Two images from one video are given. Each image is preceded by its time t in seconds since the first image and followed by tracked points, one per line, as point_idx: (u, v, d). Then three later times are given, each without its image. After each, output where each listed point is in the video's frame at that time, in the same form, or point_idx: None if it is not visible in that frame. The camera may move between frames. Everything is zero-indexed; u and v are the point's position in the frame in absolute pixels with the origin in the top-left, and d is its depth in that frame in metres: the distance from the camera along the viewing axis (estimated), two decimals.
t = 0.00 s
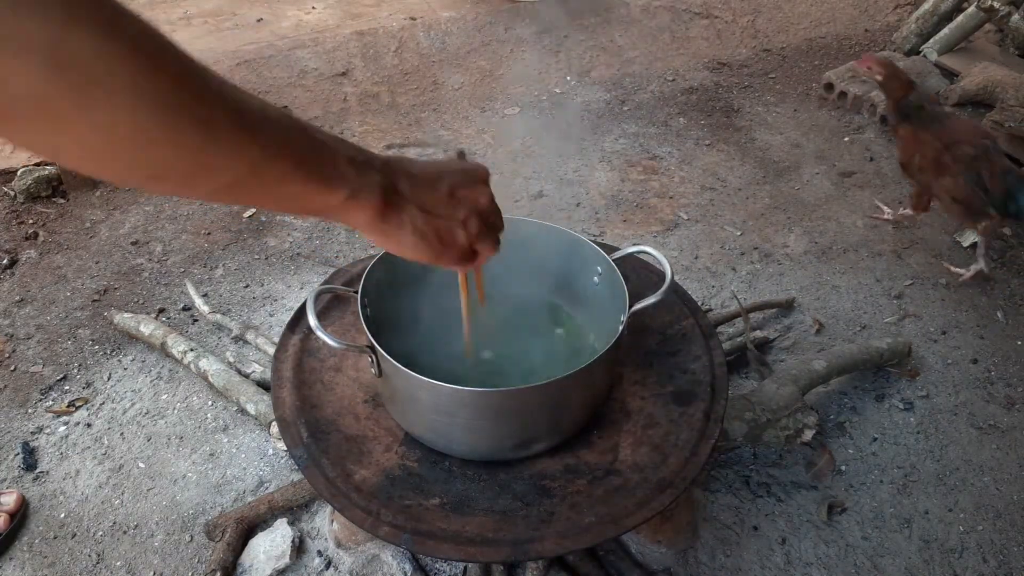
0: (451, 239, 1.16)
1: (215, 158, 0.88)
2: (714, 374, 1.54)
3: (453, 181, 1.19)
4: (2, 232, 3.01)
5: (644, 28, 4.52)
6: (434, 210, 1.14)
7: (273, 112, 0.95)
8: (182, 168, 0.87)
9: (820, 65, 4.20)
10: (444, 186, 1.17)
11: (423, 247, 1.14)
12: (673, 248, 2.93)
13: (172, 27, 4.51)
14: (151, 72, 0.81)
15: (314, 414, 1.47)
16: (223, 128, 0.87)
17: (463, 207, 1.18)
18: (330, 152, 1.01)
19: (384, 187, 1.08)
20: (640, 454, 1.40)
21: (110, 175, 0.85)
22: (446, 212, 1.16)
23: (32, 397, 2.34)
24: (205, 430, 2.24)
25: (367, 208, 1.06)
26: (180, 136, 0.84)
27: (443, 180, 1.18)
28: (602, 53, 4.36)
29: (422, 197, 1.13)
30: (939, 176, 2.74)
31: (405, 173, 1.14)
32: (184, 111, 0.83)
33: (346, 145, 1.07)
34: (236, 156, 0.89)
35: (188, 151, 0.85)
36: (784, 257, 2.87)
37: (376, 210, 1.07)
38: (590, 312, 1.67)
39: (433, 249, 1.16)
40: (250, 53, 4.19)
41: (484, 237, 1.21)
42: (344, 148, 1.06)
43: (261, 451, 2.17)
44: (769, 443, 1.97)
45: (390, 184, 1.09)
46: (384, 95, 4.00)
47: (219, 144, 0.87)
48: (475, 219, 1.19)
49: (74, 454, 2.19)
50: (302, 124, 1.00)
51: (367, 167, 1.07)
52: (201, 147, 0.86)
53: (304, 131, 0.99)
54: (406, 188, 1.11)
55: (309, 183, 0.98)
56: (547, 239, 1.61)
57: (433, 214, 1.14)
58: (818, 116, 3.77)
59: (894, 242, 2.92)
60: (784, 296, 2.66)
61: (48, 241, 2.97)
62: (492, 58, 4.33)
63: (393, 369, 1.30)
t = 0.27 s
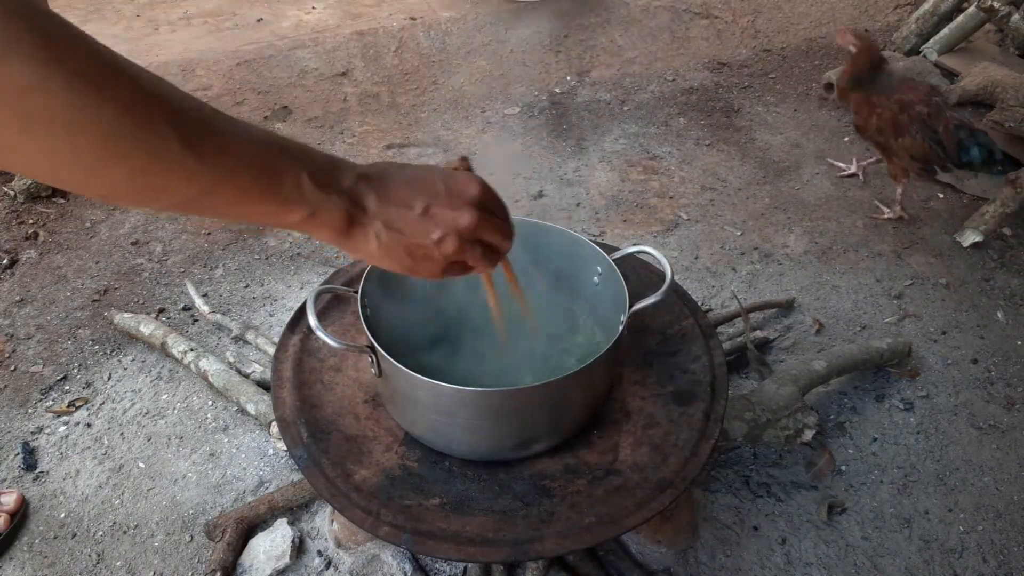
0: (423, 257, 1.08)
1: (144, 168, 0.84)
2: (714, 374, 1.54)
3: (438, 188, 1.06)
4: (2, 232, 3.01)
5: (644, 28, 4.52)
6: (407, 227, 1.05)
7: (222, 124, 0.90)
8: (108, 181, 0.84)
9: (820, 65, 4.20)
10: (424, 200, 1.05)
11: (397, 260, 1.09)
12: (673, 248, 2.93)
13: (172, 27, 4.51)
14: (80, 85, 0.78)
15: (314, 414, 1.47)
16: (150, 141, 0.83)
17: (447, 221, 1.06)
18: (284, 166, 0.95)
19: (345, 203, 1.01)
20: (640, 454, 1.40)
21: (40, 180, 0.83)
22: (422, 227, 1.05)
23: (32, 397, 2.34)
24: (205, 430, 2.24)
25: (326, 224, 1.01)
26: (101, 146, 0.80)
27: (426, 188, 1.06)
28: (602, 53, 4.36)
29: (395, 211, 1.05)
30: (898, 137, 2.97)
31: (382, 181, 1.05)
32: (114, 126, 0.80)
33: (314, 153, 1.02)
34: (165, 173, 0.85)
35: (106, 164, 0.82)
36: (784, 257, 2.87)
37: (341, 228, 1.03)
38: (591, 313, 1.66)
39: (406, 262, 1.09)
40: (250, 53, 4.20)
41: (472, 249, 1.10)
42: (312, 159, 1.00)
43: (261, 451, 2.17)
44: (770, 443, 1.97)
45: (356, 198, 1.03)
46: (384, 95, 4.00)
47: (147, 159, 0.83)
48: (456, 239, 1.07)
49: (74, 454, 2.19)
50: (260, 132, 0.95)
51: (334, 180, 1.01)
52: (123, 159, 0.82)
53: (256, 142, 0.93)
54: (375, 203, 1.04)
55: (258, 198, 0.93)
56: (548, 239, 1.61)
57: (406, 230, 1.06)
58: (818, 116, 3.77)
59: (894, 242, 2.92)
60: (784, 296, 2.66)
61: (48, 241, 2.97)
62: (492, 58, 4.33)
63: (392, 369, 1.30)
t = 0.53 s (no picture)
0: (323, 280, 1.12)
1: (55, 181, 0.91)
2: (714, 374, 1.54)
3: (343, 219, 1.12)
4: (2, 232, 3.01)
5: (644, 29, 4.52)
6: (307, 251, 1.10)
7: (133, 143, 0.98)
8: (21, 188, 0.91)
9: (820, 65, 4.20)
10: (327, 228, 1.11)
11: (298, 283, 1.13)
12: (673, 248, 2.93)
13: (172, 27, 4.51)
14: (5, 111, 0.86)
15: (314, 414, 1.47)
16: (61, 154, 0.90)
17: (348, 250, 1.11)
18: (188, 184, 1.01)
19: (245, 224, 1.06)
20: (640, 454, 1.40)
21: None
22: (322, 254, 1.10)
23: (32, 397, 2.34)
24: (205, 430, 2.24)
25: (221, 242, 1.05)
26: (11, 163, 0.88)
27: (331, 218, 1.12)
28: (602, 53, 4.36)
29: (299, 236, 1.10)
30: (859, 98, 3.30)
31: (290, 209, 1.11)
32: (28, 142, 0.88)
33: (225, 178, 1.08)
34: (68, 186, 0.92)
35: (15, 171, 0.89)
36: (784, 257, 2.87)
37: (241, 248, 1.07)
38: (590, 312, 1.67)
39: (304, 286, 1.14)
40: (250, 53, 4.21)
41: (372, 280, 1.14)
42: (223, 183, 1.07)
43: (261, 452, 2.17)
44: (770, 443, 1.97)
45: (259, 221, 1.08)
46: (384, 95, 4.00)
47: (51, 177, 0.91)
48: (355, 267, 1.12)
49: (74, 454, 2.19)
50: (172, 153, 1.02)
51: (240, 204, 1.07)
52: (33, 168, 0.89)
53: (164, 161, 1.00)
54: (278, 227, 1.09)
55: (162, 218, 1.00)
56: (546, 240, 1.60)
57: (308, 254, 1.10)
58: (818, 116, 3.77)
59: (894, 242, 2.93)
60: (784, 296, 2.66)
61: (48, 241, 2.97)
62: (492, 58, 4.33)
63: (392, 368, 1.30)
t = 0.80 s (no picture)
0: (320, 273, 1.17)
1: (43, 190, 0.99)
2: (714, 374, 1.54)
3: (337, 211, 1.16)
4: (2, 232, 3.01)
5: (644, 28, 4.52)
6: (303, 246, 1.15)
7: (126, 156, 1.05)
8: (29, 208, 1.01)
9: (820, 65, 4.20)
10: (324, 222, 1.15)
11: (296, 277, 1.18)
12: (673, 248, 2.93)
13: (172, 27, 4.51)
14: None
15: (314, 414, 1.47)
16: (54, 170, 0.98)
17: (343, 242, 1.15)
18: (183, 191, 1.09)
19: (240, 224, 1.12)
20: (640, 454, 1.40)
21: None
22: (317, 248, 1.15)
23: (32, 396, 2.34)
24: (204, 430, 2.24)
25: (223, 244, 1.12)
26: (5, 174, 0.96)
27: (324, 212, 1.15)
28: (602, 53, 4.36)
29: (292, 231, 1.15)
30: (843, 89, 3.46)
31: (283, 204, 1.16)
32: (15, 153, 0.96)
33: (223, 183, 1.15)
34: (69, 202, 1.01)
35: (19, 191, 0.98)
36: (784, 257, 2.87)
37: (237, 245, 1.13)
38: (590, 311, 1.67)
39: (307, 280, 1.19)
40: (250, 53, 4.21)
41: (372, 269, 1.18)
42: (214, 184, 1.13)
43: (261, 451, 2.17)
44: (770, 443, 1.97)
45: (253, 219, 1.14)
46: (384, 95, 4.00)
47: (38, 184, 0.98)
48: (350, 258, 1.15)
49: (74, 454, 2.19)
50: (168, 163, 1.10)
51: (232, 203, 1.13)
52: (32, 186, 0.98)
53: (156, 171, 1.07)
54: (271, 224, 1.14)
55: (155, 218, 1.07)
56: (545, 239, 1.60)
57: (303, 249, 1.15)
58: (818, 116, 3.77)
59: (894, 242, 2.93)
60: (784, 296, 2.66)
61: (48, 241, 2.97)
62: (492, 58, 4.33)
63: (392, 368, 1.30)
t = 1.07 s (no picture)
0: (347, 301, 1.17)
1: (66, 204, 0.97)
2: (714, 374, 1.54)
3: (361, 239, 1.17)
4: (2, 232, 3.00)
5: (644, 28, 4.52)
6: (331, 276, 1.15)
7: (155, 178, 1.04)
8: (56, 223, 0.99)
9: (820, 65, 4.20)
10: (347, 250, 1.15)
11: (321, 307, 1.17)
12: (673, 248, 2.93)
13: (172, 27, 4.51)
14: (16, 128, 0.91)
15: (314, 414, 1.47)
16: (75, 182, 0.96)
17: (369, 269, 1.15)
18: (215, 222, 1.08)
19: (269, 253, 1.12)
20: (640, 454, 1.40)
21: None
22: (344, 276, 1.15)
23: (32, 396, 2.33)
24: (204, 430, 2.24)
25: (251, 274, 1.11)
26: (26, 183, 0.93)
27: (348, 240, 1.16)
28: (602, 53, 4.36)
29: (320, 260, 1.14)
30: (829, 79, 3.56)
31: (309, 234, 1.16)
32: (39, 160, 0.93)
33: (249, 213, 1.15)
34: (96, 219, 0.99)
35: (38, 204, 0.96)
36: (784, 257, 2.87)
37: (266, 276, 1.12)
38: (590, 312, 1.67)
39: (330, 310, 1.18)
40: (249, 52, 4.21)
41: (397, 296, 1.18)
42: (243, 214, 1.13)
43: (261, 451, 2.17)
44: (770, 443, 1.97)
45: (282, 250, 1.13)
46: (383, 94, 4.00)
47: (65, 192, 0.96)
48: (376, 284, 1.15)
49: (74, 454, 2.19)
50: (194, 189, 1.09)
51: (261, 233, 1.13)
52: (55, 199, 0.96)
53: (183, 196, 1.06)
54: (299, 254, 1.14)
55: (181, 244, 1.05)
56: (546, 240, 1.61)
57: (330, 279, 1.15)
58: (818, 116, 3.77)
59: (894, 242, 2.92)
60: (784, 296, 2.66)
61: (48, 241, 2.97)
62: (492, 58, 4.33)
63: (392, 368, 1.30)
